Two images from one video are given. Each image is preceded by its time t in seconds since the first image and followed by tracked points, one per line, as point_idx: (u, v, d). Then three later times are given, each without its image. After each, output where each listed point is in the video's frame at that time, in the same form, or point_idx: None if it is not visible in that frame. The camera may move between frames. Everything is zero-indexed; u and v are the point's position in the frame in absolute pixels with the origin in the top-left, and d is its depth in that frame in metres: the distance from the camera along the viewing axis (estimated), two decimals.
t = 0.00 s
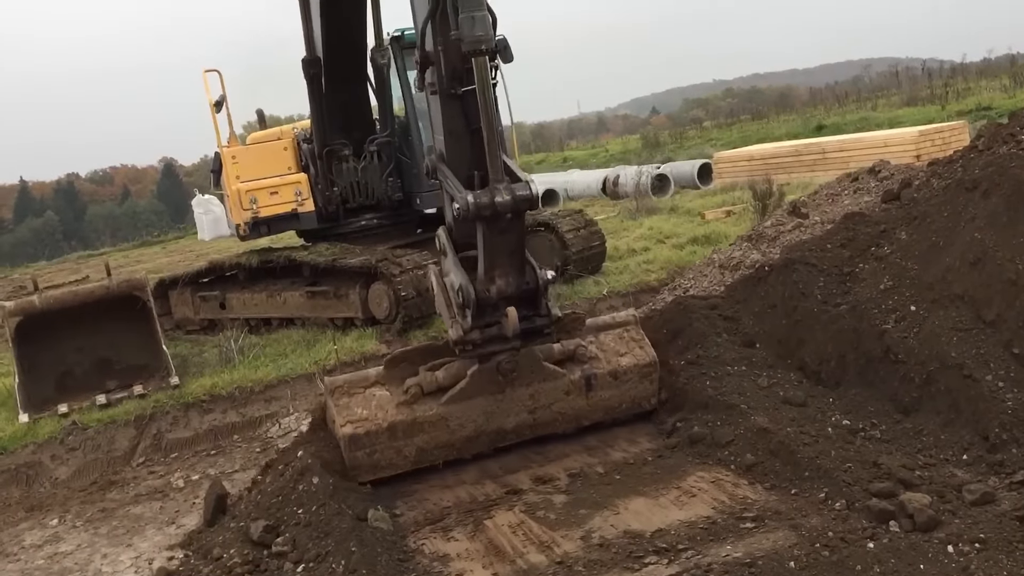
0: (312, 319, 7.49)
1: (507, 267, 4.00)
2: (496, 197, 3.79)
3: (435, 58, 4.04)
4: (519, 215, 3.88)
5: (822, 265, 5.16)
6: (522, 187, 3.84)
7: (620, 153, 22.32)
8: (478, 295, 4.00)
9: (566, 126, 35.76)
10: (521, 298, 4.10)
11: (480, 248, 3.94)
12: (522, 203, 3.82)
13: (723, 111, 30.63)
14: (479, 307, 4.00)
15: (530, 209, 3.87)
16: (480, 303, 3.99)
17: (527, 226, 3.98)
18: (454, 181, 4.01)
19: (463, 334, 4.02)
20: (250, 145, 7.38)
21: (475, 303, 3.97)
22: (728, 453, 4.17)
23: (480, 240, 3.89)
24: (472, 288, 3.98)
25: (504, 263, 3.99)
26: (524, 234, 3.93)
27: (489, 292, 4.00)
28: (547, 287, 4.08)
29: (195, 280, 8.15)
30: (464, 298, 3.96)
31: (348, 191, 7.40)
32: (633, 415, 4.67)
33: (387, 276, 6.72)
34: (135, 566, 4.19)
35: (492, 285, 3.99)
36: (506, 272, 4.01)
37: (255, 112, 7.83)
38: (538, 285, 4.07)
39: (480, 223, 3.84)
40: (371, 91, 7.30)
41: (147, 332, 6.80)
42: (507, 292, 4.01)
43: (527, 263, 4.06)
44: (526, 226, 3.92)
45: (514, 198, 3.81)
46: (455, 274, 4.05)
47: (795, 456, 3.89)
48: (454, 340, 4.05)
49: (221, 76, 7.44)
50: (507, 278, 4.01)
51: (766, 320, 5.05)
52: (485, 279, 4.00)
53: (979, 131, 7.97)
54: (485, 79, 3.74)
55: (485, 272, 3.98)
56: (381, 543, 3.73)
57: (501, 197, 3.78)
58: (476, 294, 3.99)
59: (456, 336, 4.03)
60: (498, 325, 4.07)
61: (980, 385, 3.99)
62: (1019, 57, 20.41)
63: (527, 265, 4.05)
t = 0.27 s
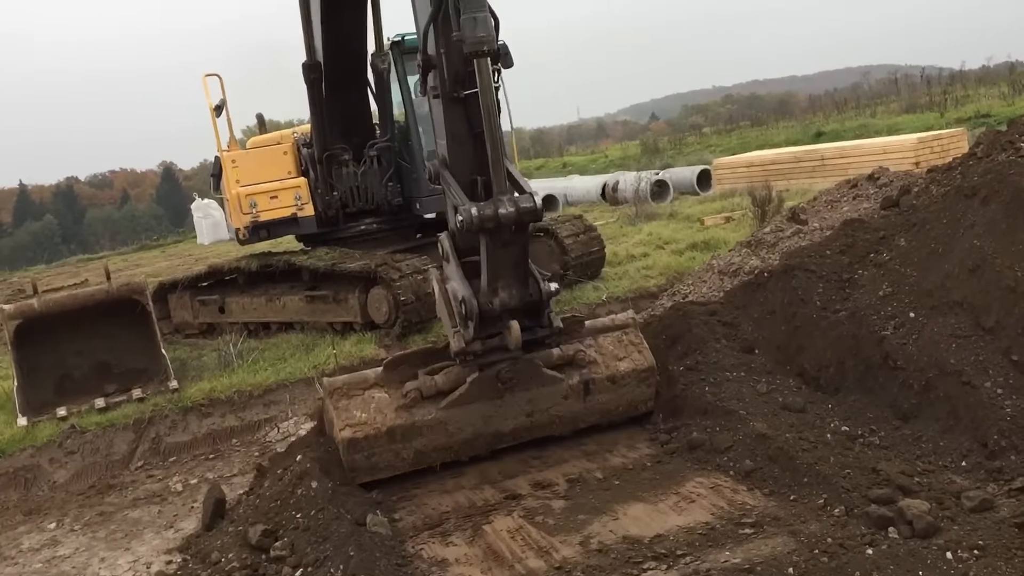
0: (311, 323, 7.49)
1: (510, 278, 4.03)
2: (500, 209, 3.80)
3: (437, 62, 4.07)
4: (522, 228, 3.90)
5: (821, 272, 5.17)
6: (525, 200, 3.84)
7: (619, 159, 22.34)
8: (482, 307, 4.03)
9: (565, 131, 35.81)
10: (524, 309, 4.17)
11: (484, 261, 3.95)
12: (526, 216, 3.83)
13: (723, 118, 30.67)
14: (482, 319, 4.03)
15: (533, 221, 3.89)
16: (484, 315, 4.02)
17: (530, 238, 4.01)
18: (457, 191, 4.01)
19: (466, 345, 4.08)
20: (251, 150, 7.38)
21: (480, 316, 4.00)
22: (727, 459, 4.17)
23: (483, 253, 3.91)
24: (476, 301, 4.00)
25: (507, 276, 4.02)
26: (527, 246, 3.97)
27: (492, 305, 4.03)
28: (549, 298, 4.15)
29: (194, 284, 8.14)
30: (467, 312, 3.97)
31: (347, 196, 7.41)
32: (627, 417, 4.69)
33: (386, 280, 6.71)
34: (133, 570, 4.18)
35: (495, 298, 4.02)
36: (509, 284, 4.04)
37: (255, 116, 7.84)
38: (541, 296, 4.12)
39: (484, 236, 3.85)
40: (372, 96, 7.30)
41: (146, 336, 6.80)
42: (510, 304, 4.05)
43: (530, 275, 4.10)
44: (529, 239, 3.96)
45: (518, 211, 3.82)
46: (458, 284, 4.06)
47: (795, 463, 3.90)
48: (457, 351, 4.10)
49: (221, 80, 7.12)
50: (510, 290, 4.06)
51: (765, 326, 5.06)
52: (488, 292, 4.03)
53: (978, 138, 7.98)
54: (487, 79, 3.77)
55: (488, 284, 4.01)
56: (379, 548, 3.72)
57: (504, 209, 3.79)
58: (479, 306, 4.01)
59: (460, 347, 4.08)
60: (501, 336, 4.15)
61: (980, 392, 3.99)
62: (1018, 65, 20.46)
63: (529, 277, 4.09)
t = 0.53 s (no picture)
0: (309, 330, 7.48)
1: (514, 293, 4.00)
2: (504, 222, 3.77)
3: (439, 67, 4.08)
4: (526, 241, 3.87)
5: (819, 280, 5.17)
6: (529, 213, 3.82)
7: (617, 167, 22.37)
8: (484, 321, 3.99)
9: (564, 139, 35.88)
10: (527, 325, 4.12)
11: (487, 274, 3.94)
12: (530, 229, 3.80)
13: (721, 126, 30.74)
14: (485, 333, 4.00)
15: (538, 235, 3.86)
16: (487, 330, 3.98)
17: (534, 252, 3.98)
18: (461, 202, 3.99)
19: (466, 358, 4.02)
20: (250, 157, 7.38)
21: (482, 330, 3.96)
22: (725, 467, 4.17)
23: (487, 266, 3.88)
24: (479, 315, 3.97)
25: (511, 290, 3.99)
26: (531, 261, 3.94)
27: (495, 319, 3.99)
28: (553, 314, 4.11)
29: (191, 290, 8.14)
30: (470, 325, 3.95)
31: (345, 203, 7.40)
32: (624, 423, 4.70)
33: (384, 287, 6.70)
34: None
35: (499, 312, 3.99)
36: (513, 298, 4.01)
37: (254, 122, 7.84)
38: (545, 311, 4.09)
39: (487, 250, 3.83)
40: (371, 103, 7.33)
41: (143, 343, 6.79)
42: (513, 318, 4.01)
43: (534, 290, 4.07)
44: (533, 253, 3.93)
45: (522, 224, 3.80)
46: (461, 297, 4.03)
47: (793, 471, 3.90)
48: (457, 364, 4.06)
49: (219, 86, 7.10)
50: (513, 305, 4.02)
51: (763, 334, 5.06)
52: (491, 305, 3.99)
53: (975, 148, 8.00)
54: (489, 79, 3.80)
55: (492, 298, 3.98)
56: (377, 556, 3.71)
57: (508, 222, 3.77)
58: (482, 320, 3.98)
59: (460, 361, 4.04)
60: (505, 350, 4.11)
61: (977, 401, 4.00)
62: (1015, 75, 20.53)
63: (534, 291, 4.06)
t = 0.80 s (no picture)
0: (306, 338, 7.46)
1: (516, 308, 3.93)
2: (506, 236, 3.69)
3: (439, 71, 4.10)
4: (528, 254, 3.79)
5: (816, 290, 5.18)
6: (532, 226, 3.73)
7: (614, 176, 22.41)
8: (486, 336, 3.92)
9: (561, 147, 35.95)
10: (529, 339, 4.06)
11: (489, 289, 3.86)
12: (532, 243, 3.72)
13: (718, 135, 30.81)
14: (486, 348, 3.94)
15: (540, 248, 3.78)
16: (488, 344, 3.92)
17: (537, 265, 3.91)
18: (463, 213, 3.94)
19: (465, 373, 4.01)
20: (247, 164, 7.40)
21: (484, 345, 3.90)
22: (721, 476, 4.16)
23: (489, 280, 3.81)
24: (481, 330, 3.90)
25: (513, 305, 3.92)
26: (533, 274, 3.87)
27: (497, 334, 3.93)
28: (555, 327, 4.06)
29: (188, 298, 8.14)
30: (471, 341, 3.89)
31: (343, 211, 7.40)
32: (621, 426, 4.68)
33: (381, 295, 6.68)
34: None
35: (501, 327, 3.92)
36: (514, 312, 3.94)
37: (251, 130, 7.84)
38: (547, 326, 4.03)
39: (489, 264, 3.76)
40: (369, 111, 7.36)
41: (140, 351, 6.78)
42: (516, 333, 3.95)
43: (536, 304, 4.00)
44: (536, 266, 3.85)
45: (524, 237, 3.72)
46: (462, 308, 3.94)
47: (790, 481, 3.89)
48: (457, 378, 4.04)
49: (218, 95, 7.19)
50: (515, 319, 3.95)
51: (760, 343, 5.07)
52: (493, 320, 3.92)
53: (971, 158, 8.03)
54: (488, 80, 3.75)
55: (493, 313, 3.90)
56: (372, 565, 3.70)
57: (510, 236, 3.68)
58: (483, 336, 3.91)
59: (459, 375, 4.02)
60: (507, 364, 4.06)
61: (974, 411, 3.99)
62: (1011, 84, 20.59)
63: (536, 305, 4.00)
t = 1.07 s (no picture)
0: (301, 346, 7.45)
1: (516, 322, 3.93)
2: (506, 249, 3.66)
3: (438, 76, 4.07)
4: (528, 267, 3.75)
5: (811, 298, 5.18)
6: (533, 240, 3.69)
7: (610, 184, 22.43)
8: (486, 350, 3.92)
9: (558, 156, 36.01)
10: (529, 352, 4.05)
11: (489, 302, 3.86)
12: (532, 256, 3.68)
13: (714, 144, 30.88)
14: (485, 361, 3.94)
15: (540, 261, 3.74)
16: (488, 359, 3.92)
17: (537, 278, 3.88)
18: (463, 224, 3.93)
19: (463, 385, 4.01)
20: (243, 172, 7.41)
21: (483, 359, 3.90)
22: (717, 485, 4.15)
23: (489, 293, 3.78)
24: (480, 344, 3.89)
25: (513, 319, 3.92)
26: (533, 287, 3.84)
27: (496, 347, 3.92)
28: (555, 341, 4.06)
29: (183, 305, 8.13)
30: (470, 355, 3.89)
31: (339, 219, 7.41)
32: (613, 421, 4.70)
33: (377, 303, 6.66)
34: None
35: (500, 341, 3.92)
36: (514, 327, 3.94)
37: (249, 138, 7.86)
38: (547, 340, 4.03)
39: (489, 277, 3.74)
40: (365, 118, 7.28)
41: (135, 358, 6.76)
42: (515, 347, 3.95)
43: (536, 318, 4.00)
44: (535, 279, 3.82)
45: (525, 251, 3.67)
46: (461, 319, 3.90)
47: (785, 490, 3.88)
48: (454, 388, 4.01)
49: (213, 100, 7.24)
50: (515, 333, 3.95)
51: (756, 352, 5.07)
52: (492, 334, 3.92)
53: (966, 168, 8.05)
54: (485, 81, 3.72)
55: (493, 327, 3.90)
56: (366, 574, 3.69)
57: (510, 249, 3.64)
58: (483, 350, 3.91)
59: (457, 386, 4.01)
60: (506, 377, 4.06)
61: (969, 421, 3.98)
62: (1006, 94, 20.66)
63: (536, 319, 3.99)
